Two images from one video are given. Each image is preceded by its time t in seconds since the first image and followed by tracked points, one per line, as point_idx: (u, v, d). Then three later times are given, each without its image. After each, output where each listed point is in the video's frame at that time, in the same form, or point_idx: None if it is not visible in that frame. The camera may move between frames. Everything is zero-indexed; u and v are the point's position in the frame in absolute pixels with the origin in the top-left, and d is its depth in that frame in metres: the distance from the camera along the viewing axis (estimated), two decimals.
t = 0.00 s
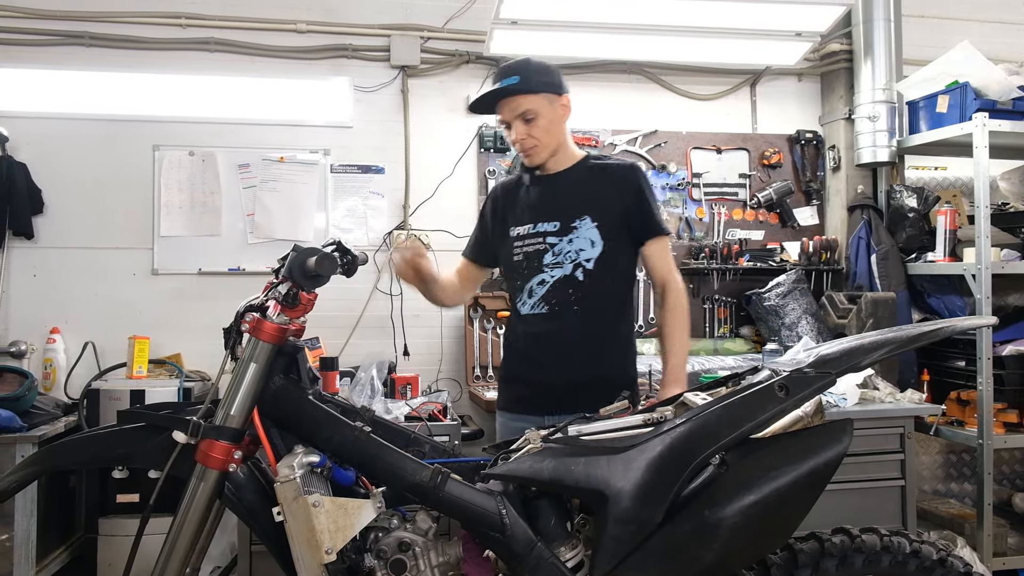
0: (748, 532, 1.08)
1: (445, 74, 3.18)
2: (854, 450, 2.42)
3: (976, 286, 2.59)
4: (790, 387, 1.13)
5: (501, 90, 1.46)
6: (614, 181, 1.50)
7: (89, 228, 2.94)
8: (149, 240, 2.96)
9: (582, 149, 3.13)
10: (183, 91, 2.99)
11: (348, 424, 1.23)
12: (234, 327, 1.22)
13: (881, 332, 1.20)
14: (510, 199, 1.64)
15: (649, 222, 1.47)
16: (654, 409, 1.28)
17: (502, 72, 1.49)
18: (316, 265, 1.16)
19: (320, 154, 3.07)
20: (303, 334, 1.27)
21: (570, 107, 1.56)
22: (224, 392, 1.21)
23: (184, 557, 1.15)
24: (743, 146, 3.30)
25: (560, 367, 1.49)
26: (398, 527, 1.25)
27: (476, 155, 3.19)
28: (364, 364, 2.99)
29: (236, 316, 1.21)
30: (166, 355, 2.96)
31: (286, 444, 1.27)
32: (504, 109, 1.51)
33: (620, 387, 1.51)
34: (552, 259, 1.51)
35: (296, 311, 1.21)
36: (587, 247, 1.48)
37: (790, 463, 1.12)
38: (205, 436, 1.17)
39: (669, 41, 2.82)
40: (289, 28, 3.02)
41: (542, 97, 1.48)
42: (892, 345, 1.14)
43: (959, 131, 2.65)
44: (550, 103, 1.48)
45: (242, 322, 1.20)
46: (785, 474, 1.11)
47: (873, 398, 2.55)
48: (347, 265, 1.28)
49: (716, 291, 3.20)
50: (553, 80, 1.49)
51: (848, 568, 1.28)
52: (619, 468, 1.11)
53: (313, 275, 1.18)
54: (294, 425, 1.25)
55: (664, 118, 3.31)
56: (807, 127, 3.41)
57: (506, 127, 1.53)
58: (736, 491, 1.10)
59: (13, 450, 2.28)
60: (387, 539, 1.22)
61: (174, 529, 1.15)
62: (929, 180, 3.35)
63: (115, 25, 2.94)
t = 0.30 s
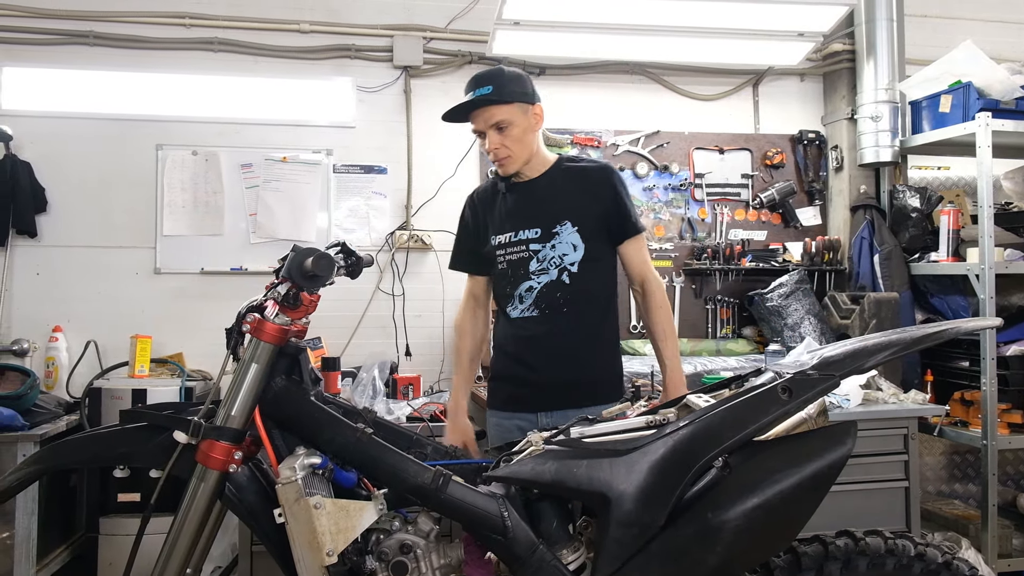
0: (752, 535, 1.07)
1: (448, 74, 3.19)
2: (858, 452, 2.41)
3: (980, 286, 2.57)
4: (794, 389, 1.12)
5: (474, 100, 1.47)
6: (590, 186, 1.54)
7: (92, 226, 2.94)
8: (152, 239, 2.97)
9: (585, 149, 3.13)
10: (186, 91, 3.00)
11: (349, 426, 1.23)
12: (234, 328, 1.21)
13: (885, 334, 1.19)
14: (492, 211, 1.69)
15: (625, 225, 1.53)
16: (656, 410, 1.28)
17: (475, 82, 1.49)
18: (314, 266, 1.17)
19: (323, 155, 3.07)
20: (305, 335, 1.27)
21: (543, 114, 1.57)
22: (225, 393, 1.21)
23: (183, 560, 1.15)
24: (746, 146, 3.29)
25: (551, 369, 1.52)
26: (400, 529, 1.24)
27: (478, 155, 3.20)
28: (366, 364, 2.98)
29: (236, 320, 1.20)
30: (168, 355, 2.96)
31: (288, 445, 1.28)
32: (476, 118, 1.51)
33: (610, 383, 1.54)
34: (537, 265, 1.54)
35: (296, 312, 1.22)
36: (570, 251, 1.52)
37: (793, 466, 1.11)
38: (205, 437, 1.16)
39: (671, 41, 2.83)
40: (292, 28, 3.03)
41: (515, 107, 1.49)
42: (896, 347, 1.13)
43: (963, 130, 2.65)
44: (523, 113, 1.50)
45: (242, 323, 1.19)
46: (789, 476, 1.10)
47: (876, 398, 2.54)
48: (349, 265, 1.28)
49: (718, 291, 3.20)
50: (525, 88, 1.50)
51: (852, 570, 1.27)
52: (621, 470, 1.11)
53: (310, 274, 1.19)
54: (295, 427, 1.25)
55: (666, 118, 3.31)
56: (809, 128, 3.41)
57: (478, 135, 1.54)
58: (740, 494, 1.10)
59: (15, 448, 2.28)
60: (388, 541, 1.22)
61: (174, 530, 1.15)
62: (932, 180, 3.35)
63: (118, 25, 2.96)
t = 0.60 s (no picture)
0: (751, 539, 1.07)
1: (448, 77, 3.19)
2: (858, 455, 2.41)
3: (980, 290, 2.57)
4: (793, 392, 1.11)
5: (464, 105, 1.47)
6: (579, 188, 1.55)
7: (91, 229, 2.94)
8: (152, 241, 2.96)
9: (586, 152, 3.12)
10: (186, 93, 3.00)
11: (348, 428, 1.23)
12: (232, 330, 1.21)
13: (884, 338, 1.18)
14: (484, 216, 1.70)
15: (616, 224, 1.54)
16: (656, 413, 1.27)
17: (465, 88, 1.49)
18: (312, 267, 1.16)
19: (323, 157, 3.07)
20: (304, 338, 1.27)
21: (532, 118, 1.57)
22: (223, 396, 1.20)
23: (179, 564, 1.13)
24: (746, 150, 3.29)
25: (549, 370, 1.52)
26: (398, 532, 1.24)
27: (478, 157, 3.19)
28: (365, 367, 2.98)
29: (235, 321, 1.20)
30: (167, 358, 2.95)
31: (286, 448, 1.27)
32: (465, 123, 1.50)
33: (609, 382, 1.54)
34: (531, 268, 1.54)
35: (296, 314, 1.22)
36: (563, 253, 1.53)
37: (793, 469, 1.10)
38: (202, 440, 1.15)
39: (671, 44, 2.83)
40: (292, 30, 3.03)
41: (505, 111, 1.49)
42: (897, 350, 1.11)
43: (963, 134, 2.65)
44: (512, 117, 1.50)
45: (241, 325, 1.19)
46: (788, 479, 1.10)
47: (876, 402, 2.54)
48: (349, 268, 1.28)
49: (718, 294, 3.19)
50: (513, 93, 1.50)
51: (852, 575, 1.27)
52: (621, 474, 1.11)
53: (308, 277, 1.18)
54: (293, 430, 1.25)
55: (666, 121, 3.31)
56: (809, 131, 3.42)
57: (467, 140, 1.53)
58: (739, 498, 1.09)
59: (14, 452, 2.27)
60: (387, 544, 1.21)
61: (172, 533, 1.14)
62: (931, 183, 3.35)
63: (118, 27, 2.95)
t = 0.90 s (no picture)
0: (752, 539, 1.06)
1: (448, 78, 3.18)
2: (860, 456, 2.41)
3: (981, 291, 2.57)
4: (795, 392, 1.11)
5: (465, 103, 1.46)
6: (579, 190, 1.54)
7: (91, 231, 2.93)
8: (153, 244, 2.96)
9: (586, 153, 3.12)
10: (186, 95, 2.99)
11: (348, 429, 1.23)
12: (232, 330, 1.21)
13: (887, 337, 1.17)
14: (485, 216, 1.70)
15: (614, 225, 1.50)
16: (658, 413, 1.27)
17: (468, 86, 1.49)
18: (310, 267, 1.15)
19: (323, 158, 3.06)
20: (304, 338, 1.26)
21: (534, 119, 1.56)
22: (222, 397, 1.20)
23: (180, 565, 1.13)
24: (747, 150, 3.28)
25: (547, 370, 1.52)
26: (399, 533, 1.23)
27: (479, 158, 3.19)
28: (366, 369, 2.97)
29: (235, 321, 1.20)
30: (168, 360, 2.95)
31: (286, 449, 1.26)
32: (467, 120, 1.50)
33: (605, 382, 1.53)
34: (530, 268, 1.54)
35: (295, 314, 1.21)
36: (561, 253, 1.52)
37: (794, 469, 1.10)
38: (202, 441, 1.15)
39: (672, 45, 2.82)
40: (291, 32, 3.02)
41: (505, 111, 1.48)
42: (898, 351, 1.11)
43: (964, 135, 2.64)
44: (512, 116, 1.49)
45: (241, 326, 1.19)
46: (789, 480, 1.09)
47: (877, 403, 2.54)
48: (349, 268, 1.27)
49: (719, 295, 3.19)
50: (514, 92, 1.49)
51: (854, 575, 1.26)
52: (621, 474, 1.11)
53: (307, 277, 1.17)
54: (293, 431, 1.24)
55: (667, 122, 3.31)
56: (810, 132, 3.41)
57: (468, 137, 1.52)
58: (740, 498, 1.09)
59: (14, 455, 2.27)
60: (387, 545, 1.21)
61: (173, 535, 1.14)
62: (933, 183, 3.34)
63: (118, 29, 2.95)
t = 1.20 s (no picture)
0: (756, 534, 1.07)
1: (449, 77, 3.17)
2: (863, 454, 2.40)
3: (986, 288, 2.57)
4: (799, 387, 1.11)
5: (478, 94, 1.47)
6: (588, 187, 1.53)
7: (95, 232, 2.94)
8: (156, 245, 2.97)
9: (588, 151, 3.12)
10: (188, 95, 2.99)
11: (353, 426, 1.22)
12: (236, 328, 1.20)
13: (892, 332, 1.17)
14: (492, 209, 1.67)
15: (623, 223, 1.50)
16: (662, 409, 1.27)
17: (481, 78, 1.49)
18: (315, 263, 1.16)
19: (325, 158, 3.06)
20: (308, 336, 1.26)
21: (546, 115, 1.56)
22: (227, 395, 1.20)
23: (186, 564, 1.15)
24: (750, 147, 3.27)
25: (554, 368, 1.51)
26: (404, 530, 1.21)
27: (481, 157, 3.18)
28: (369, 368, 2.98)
29: (239, 319, 1.19)
30: (172, 360, 2.96)
31: (291, 446, 1.26)
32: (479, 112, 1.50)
33: (612, 381, 1.53)
34: (538, 265, 1.53)
35: (298, 312, 1.21)
36: (570, 250, 1.51)
37: (799, 465, 1.10)
38: (208, 439, 1.16)
39: (674, 42, 2.81)
40: (293, 32, 3.02)
41: (518, 104, 1.48)
42: (904, 346, 1.11)
43: (968, 131, 2.62)
44: (525, 110, 1.49)
45: (246, 323, 1.19)
46: (794, 475, 1.09)
47: (882, 401, 2.53)
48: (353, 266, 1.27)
49: (723, 292, 3.18)
50: (527, 86, 1.49)
51: (858, 571, 1.26)
52: (626, 470, 1.10)
53: (310, 273, 1.17)
54: (297, 428, 1.24)
55: (669, 119, 3.29)
56: (813, 128, 3.39)
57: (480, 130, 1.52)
58: (744, 493, 1.09)
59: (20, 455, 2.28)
60: (392, 542, 1.19)
61: (178, 534, 1.15)
62: (938, 180, 3.33)
63: (119, 31, 2.94)
